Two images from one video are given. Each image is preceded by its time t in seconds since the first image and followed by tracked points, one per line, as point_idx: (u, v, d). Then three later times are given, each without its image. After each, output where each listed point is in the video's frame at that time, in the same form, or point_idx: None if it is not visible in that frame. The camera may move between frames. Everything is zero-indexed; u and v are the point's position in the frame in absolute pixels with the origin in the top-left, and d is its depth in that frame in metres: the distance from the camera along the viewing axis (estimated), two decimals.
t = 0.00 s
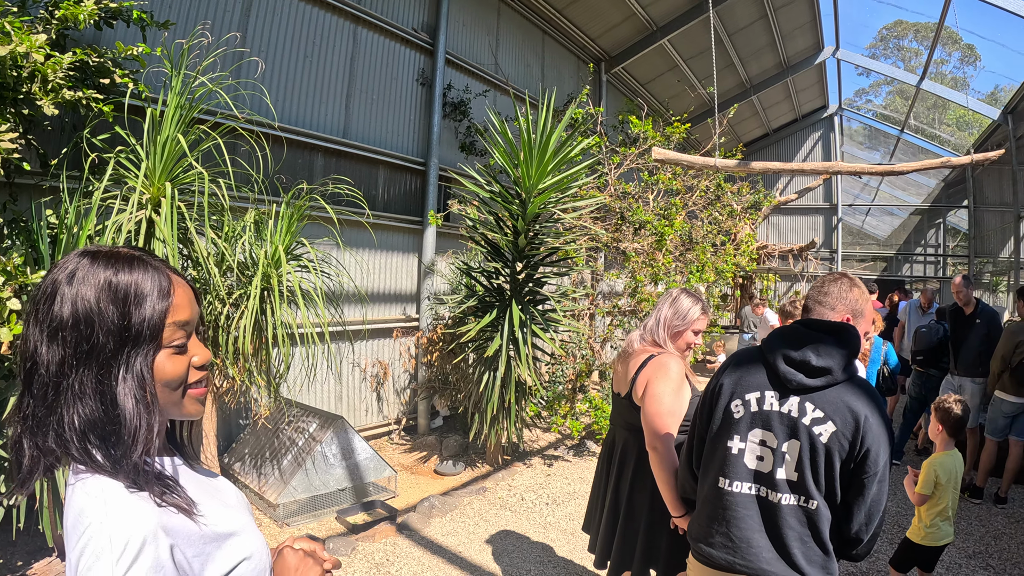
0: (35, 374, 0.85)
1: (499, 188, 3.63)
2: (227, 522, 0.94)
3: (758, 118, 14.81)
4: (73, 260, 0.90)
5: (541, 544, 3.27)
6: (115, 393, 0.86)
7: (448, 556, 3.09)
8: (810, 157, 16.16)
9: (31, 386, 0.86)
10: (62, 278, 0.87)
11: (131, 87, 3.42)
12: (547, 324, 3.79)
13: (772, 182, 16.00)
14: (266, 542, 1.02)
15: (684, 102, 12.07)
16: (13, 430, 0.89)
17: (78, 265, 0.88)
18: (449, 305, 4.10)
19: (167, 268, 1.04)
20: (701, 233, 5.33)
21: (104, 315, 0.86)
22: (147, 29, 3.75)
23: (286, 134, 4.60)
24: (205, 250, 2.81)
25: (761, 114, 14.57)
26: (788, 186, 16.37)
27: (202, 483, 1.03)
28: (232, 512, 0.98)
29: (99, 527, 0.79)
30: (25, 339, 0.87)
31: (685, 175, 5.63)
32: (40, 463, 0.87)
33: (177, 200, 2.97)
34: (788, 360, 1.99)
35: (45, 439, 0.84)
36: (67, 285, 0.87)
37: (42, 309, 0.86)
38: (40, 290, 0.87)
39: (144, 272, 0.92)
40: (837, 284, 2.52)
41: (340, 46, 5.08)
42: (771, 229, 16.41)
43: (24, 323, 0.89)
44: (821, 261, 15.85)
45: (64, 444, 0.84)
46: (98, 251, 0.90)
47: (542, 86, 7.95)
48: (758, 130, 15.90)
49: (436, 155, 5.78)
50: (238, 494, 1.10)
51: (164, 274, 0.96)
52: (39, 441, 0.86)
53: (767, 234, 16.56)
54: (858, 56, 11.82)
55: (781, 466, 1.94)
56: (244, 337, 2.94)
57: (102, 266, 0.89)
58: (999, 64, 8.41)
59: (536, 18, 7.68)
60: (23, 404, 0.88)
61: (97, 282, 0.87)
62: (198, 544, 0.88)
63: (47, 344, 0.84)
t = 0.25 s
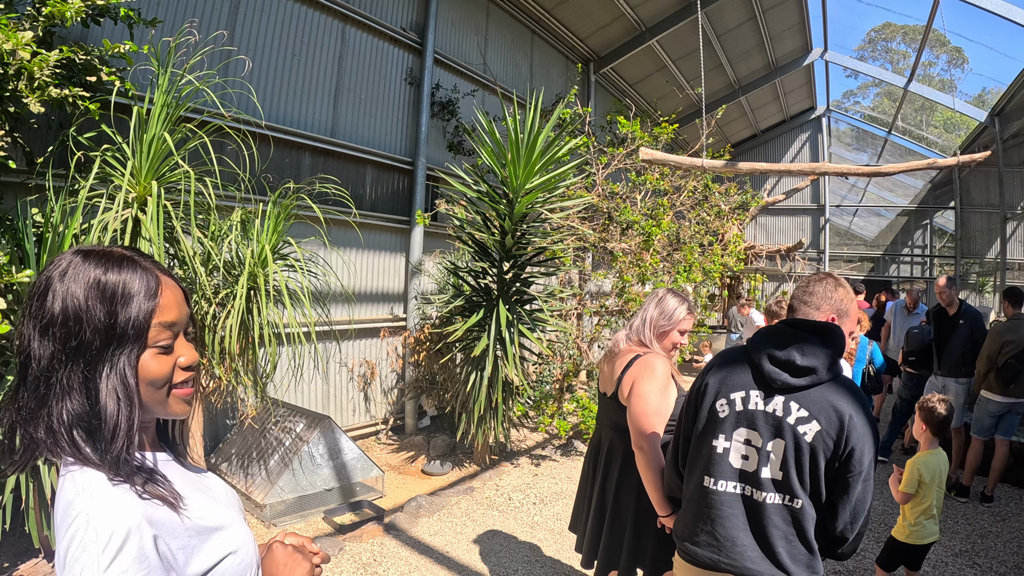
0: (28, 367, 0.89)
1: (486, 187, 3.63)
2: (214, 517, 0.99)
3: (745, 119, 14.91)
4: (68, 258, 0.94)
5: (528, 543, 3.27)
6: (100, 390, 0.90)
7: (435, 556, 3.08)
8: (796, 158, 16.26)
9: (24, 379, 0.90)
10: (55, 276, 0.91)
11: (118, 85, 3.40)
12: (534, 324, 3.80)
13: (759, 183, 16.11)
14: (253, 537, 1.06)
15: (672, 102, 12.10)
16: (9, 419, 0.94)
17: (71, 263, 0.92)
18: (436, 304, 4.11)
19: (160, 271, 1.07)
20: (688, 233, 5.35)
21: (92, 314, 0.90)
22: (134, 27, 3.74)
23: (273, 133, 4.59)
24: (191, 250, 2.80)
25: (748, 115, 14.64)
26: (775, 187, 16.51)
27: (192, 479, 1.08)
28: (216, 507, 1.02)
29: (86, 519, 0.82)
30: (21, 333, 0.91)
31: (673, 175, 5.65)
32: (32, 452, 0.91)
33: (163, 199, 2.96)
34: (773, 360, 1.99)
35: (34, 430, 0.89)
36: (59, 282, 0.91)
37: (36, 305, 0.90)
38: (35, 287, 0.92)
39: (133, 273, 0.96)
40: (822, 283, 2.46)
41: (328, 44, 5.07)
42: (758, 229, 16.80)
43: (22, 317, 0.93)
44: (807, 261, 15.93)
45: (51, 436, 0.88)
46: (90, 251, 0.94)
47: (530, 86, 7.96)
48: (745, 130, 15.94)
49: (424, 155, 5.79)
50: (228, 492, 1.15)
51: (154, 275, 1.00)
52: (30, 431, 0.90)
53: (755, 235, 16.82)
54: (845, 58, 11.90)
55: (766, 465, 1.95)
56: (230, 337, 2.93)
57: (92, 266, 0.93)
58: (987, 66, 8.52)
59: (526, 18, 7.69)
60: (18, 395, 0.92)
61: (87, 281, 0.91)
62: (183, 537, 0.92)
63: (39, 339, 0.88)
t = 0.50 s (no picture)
0: (19, 362, 0.92)
1: (473, 187, 3.64)
2: (198, 513, 1.03)
3: (732, 120, 14.97)
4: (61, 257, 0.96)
5: (515, 543, 3.27)
6: (87, 386, 0.92)
7: (421, 556, 3.08)
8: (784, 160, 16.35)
9: (14, 374, 0.92)
10: (48, 274, 0.93)
11: (104, 82, 3.37)
12: (519, 323, 3.81)
13: (745, 183, 16.17)
14: (239, 534, 1.10)
15: (659, 103, 12.13)
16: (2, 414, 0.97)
17: (64, 261, 0.94)
18: (422, 304, 4.11)
19: (153, 273, 1.09)
20: (675, 234, 5.37)
21: (80, 312, 0.92)
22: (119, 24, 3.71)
23: (259, 131, 4.57)
24: (177, 249, 2.79)
25: (734, 116, 14.66)
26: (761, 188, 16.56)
27: (182, 475, 1.12)
28: (202, 504, 1.05)
29: (73, 511, 0.85)
30: (14, 329, 0.93)
31: (659, 175, 5.68)
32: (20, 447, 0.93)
33: (148, 197, 2.94)
34: (757, 359, 2.00)
35: (21, 423, 0.90)
36: (51, 279, 0.93)
37: (28, 302, 0.92)
38: (29, 284, 0.94)
39: (123, 273, 0.98)
40: (806, 283, 2.41)
41: (316, 43, 5.06)
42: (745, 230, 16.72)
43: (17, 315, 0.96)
44: (794, 262, 15.96)
45: (39, 430, 0.90)
46: (83, 249, 0.96)
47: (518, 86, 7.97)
48: (732, 131, 15.95)
49: (411, 154, 5.78)
50: (218, 489, 1.19)
51: (143, 277, 1.01)
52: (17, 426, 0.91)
53: (740, 236, 16.86)
54: (832, 60, 11.96)
55: (750, 464, 1.96)
56: (214, 336, 2.93)
57: (84, 265, 0.95)
58: (974, 69, 8.70)
59: (514, 18, 7.70)
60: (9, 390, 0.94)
61: (77, 279, 0.94)
62: (167, 531, 0.96)
63: (31, 334, 0.91)
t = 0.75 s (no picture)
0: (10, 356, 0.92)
1: (460, 186, 3.64)
2: (186, 507, 1.01)
3: (721, 121, 15.00)
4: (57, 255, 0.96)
5: (502, 542, 3.27)
6: (76, 382, 0.92)
7: (409, 556, 3.08)
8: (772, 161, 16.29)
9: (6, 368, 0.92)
10: (43, 270, 0.93)
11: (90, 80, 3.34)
12: (506, 323, 3.82)
13: (733, 184, 16.20)
14: (227, 530, 1.08)
15: (647, 103, 12.13)
16: None
17: (59, 258, 0.95)
18: (409, 304, 4.10)
19: (146, 274, 1.09)
20: (662, 234, 5.39)
21: (71, 309, 0.92)
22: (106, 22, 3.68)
23: (245, 130, 4.55)
24: (163, 248, 2.77)
25: (722, 117, 14.65)
26: (748, 189, 16.55)
27: (172, 470, 1.11)
28: (191, 498, 1.04)
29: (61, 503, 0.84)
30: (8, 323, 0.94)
31: (647, 175, 5.69)
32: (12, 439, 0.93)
33: (134, 196, 2.92)
34: (741, 358, 2.01)
35: (12, 416, 0.90)
36: (46, 275, 0.93)
37: (21, 297, 0.92)
38: (23, 280, 0.94)
39: (115, 273, 0.98)
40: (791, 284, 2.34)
41: (304, 41, 5.04)
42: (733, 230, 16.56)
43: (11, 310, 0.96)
44: (783, 262, 15.79)
45: (29, 423, 0.90)
46: (78, 248, 0.97)
47: (507, 86, 7.97)
48: (720, 132, 15.95)
49: (400, 153, 5.78)
50: (209, 485, 1.17)
51: (134, 277, 1.02)
52: (9, 418, 0.92)
53: (728, 237, 16.67)
54: (820, 62, 11.96)
55: (734, 462, 1.97)
56: (201, 336, 2.92)
57: (77, 264, 0.96)
58: (961, 71, 8.85)
59: (503, 18, 7.70)
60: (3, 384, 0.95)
61: (70, 277, 0.94)
62: (154, 524, 0.94)
63: (23, 328, 0.91)
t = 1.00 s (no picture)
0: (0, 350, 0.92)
1: (446, 186, 3.64)
2: (172, 499, 1.01)
3: (708, 121, 15.00)
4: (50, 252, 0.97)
5: (489, 542, 3.28)
6: (64, 378, 0.92)
7: (395, 556, 3.07)
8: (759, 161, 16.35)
9: None
10: (35, 266, 0.94)
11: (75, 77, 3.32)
12: (492, 323, 3.84)
13: (721, 184, 16.28)
14: (213, 524, 1.08)
15: (634, 103, 12.14)
16: None
17: (52, 255, 0.95)
18: (395, 303, 4.10)
19: (138, 273, 1.09)
20: (649, 234, 5.41)
21: (62, 305, 0.92)
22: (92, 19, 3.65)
23: (231, 129, 4.53)
24: (148, 247, 2.76)
25: (710, 118, 14.68)
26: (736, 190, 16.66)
27: (160, 466, 1.12)
28: (179, 491, 1.04)
29: (48, 493, 0.85)
30: None
31: (634, 175, 5.71)
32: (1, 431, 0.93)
33: (120, 194, 2.90)
34: (725, 357, 2.01)
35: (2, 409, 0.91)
36: (38, 271, 0.94)
37: (12, 292, 0.92)
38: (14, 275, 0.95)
39: (106, 271, 0.99)
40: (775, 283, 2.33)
41: (291, 40, 5.03)
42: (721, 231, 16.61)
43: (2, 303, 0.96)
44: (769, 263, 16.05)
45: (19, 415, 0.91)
46: (72, 245, 0.97)
47: (495, 85, 7.98)
48: (708, 133, 16.00)
49: (387, 153, 5.78)
50: (196, 481, 1.18)
51: (125, 276, 1.02)
52: None
53: (716, 237, 16.75)
54: (808, 64, 12.04)
55: (717, 461, 1.97)
56: (186, 335, 2.91)
57: (70, 261, 0.96)
58: (947, 73, 8.96)
59: (491, 17, 7.70)
60: None
61: (62, 275, 0.94)
62: (140, 516, 0.94)
63: (14, 323, 0.91)
